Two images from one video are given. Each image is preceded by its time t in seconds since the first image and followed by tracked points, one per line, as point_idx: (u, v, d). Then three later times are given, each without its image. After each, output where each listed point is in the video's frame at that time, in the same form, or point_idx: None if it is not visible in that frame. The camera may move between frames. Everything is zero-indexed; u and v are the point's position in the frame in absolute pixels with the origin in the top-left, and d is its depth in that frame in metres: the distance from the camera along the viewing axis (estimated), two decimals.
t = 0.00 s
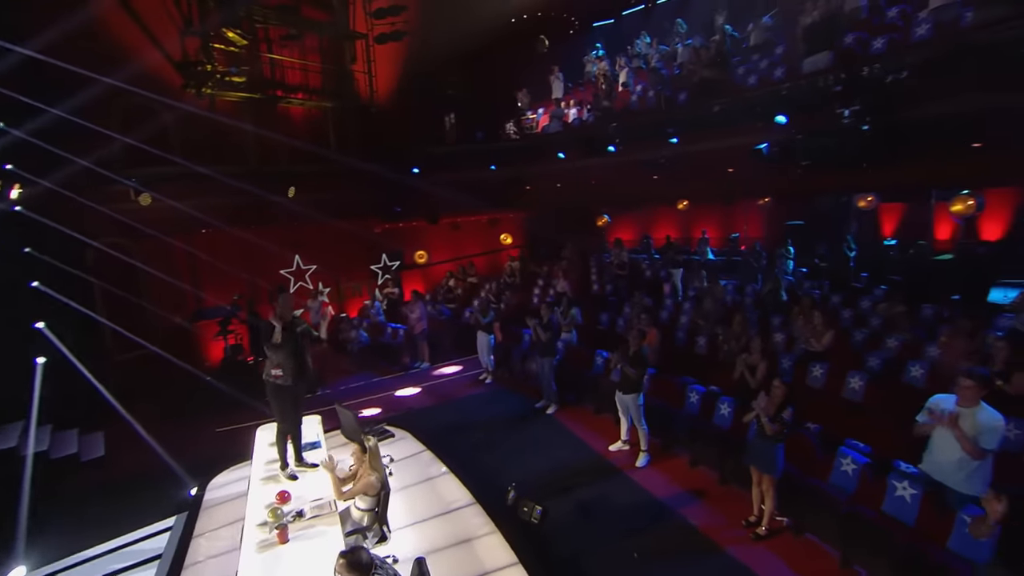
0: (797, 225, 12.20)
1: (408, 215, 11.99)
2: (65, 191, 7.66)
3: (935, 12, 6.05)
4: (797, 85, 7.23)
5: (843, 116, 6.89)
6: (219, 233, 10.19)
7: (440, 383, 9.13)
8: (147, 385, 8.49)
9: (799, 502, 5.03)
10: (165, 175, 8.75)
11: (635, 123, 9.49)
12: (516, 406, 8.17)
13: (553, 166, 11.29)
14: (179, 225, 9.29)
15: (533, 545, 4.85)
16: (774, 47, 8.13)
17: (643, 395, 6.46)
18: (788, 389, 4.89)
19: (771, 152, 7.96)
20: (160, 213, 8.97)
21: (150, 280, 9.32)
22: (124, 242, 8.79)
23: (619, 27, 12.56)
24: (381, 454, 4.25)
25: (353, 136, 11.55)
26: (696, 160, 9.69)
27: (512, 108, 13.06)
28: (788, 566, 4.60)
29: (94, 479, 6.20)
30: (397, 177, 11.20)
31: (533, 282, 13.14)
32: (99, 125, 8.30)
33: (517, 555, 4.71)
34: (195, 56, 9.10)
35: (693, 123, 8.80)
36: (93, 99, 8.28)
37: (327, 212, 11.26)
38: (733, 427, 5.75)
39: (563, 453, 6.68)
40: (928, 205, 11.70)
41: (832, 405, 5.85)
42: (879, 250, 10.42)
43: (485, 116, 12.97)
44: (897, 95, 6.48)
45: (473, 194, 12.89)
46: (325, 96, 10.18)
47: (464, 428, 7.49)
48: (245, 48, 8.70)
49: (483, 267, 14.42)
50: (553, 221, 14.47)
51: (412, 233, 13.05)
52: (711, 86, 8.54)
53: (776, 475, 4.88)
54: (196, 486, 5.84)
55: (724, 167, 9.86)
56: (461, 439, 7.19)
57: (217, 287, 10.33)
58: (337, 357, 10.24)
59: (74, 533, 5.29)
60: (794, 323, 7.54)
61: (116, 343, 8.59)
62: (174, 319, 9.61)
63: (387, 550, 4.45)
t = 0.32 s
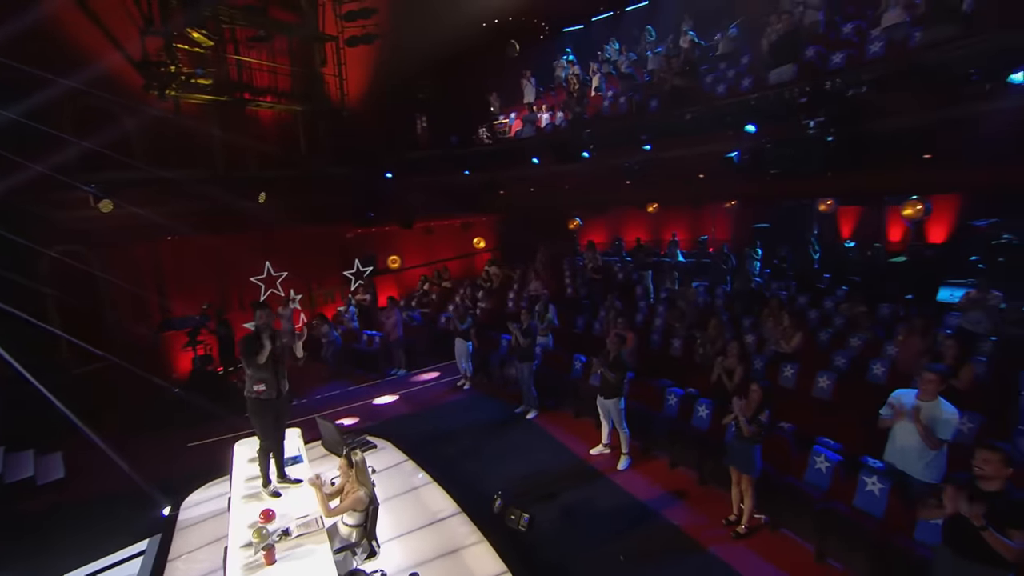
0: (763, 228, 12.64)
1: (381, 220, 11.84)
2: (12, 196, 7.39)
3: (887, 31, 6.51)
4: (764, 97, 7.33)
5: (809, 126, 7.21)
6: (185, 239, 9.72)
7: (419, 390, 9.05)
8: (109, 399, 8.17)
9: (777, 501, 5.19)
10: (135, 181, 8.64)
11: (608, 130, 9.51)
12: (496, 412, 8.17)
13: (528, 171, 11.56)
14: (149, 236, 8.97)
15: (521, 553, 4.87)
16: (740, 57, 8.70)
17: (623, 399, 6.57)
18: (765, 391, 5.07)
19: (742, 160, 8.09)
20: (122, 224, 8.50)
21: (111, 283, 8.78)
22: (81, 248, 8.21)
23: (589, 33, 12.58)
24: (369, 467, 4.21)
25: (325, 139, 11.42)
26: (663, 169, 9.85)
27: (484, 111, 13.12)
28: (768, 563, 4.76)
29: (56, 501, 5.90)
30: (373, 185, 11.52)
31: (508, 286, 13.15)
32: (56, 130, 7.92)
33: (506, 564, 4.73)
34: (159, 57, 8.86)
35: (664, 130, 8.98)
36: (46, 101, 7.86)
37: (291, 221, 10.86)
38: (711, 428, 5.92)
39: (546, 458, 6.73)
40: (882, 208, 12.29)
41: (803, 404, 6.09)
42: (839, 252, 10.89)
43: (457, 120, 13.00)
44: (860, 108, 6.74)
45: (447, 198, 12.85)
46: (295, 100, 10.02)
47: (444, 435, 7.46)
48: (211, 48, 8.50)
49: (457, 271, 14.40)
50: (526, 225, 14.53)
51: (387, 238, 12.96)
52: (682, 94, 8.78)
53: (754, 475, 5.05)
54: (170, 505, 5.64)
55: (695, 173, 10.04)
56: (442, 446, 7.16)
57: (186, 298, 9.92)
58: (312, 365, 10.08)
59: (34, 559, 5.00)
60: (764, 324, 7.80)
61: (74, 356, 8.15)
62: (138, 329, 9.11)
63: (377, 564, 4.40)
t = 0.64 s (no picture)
0: (736, 228, 12.99)
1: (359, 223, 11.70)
2: None
3: (853, 43, 6.80)
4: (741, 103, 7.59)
5: (785, 133, 7.46)
6: (156, 244, 9.41)
7: (401, 394, 9.03)
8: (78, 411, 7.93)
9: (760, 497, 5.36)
10: (105, 184, 8.16)
11: (588, 131, 9.72)
12: (480, 415, 8.17)
13: (508, 173, 11.69)
14: (118, 242, 8.59)
15: (514, 557, 4.92)
16: (715, 63, 8.93)
17: (609, 401, 6.66)
18: (748, 392, 5.21)
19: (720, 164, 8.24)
20: (88, 230, 8.08)
21: (73, 287, 8.40)
22: (45, 254, 7.92)
23: (565, 35, 12.77)
24: (362, 477, 4.20)
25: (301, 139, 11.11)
26: (643, 173, 9.84)
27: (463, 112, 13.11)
28: (754, 558, 4.92)
29: (27, 521, 5.67)
30: (352, 186, 11.63)
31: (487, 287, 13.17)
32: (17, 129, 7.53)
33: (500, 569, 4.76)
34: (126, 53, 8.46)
35: (643, 134, 9.15)
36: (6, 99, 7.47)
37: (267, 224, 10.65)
38: (695, 428, 6.07)
39: (533, 460, 6.78)
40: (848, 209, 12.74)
41: (781, 402, 6.30)
42: (809, 252, 11.28)
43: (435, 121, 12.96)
44: (833, 118, 7.13)
45: (426, 199, 12.78)
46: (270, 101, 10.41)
47: (429, 440, 7.45)
48: (182, 47, 8.25)
49: (435, 273, 14.41)
50: (505, 226, 14.58)
51: (364, 240, 12.93)
52: (663, 98, 8.91)
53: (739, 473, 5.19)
54: (150, 521, 5.48)
55: (673, 176, 9.80)
56: (428, 451, 7.14)
57: (157, 305, 9.60)
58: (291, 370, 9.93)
59: None
60: (741, 324, 8.03)
61: (36, 367, 7.83)
62: (108, 335, 8.80)
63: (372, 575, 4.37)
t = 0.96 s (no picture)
0: (714, 229, 13.28)
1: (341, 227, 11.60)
2: None
3: (827, 51, 7.13)
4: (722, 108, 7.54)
5: (765, 139, 7.52)
6: (129, 248, 9.14)
7: (387, 398, 8.95)
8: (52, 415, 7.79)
9: (747, 495, 5.50)
10: (74, 187, 7.81)
11: (573, 136, 9.59)
12: (467, 418, 8.17)
13: (492, 176, 11.62)
14: (88, 246, 8.20)
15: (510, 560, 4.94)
16: (693, 68, 9.14)
17: (597, 402, 6.73)
18: (734, 392, 5.36)
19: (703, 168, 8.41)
20: (55, 234, 7.74)
21: (39, 291, 8.01)
22: (12, 259, 7.59)
23: (543, 37, 12.86)
24: (358, 486, 4.18)
25: (281, 139, 11.06)
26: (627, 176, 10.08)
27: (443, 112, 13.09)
28: (742, 554, 5.05)
29: None
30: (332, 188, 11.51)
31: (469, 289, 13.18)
32: None
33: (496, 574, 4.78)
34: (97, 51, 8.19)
35: (626, 137, 9.28)
36: None
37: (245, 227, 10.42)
38: (682, 428, 6.20)
39: (523, 463, 6.82)
40: (820, 210, 13.15)
41: (763, 400, 6.48)
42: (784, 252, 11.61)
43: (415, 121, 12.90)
44: (808, 124, 7.37)
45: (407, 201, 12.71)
46: (246, 102, 10.19)
47: (417, 444, 7.42)
48: (154, 44, 8.05)
49: (416, 275, 14.34)
50: (486, 227, 14.59)
51: (345, 243, 12.84)
52: (645, 102, 9.05)
53: (726, 471, 5.32)
54: (132, 539, 5.28)
55: (655, 180, 10.02)
56: (416, 455, 7.12)
57: (128, 313, 9.23)
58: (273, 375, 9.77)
59: None
60: (722, 323, 8.24)
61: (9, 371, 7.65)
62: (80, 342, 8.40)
63: None
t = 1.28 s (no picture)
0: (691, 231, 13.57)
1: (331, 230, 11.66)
2: None
3: (801, 61, 7.29)
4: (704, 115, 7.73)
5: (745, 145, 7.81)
6: (99, 255, 8.80)
7: (373, 404, 8.87)
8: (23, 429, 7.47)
9: (735, 492, 5.64)
10: (39, 190, 7.35)
11: (557, 140, 9.66)
12: (454, 422, 8.16)
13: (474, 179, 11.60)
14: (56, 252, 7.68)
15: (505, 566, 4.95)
16: (671, 74, 9.33)
17: (586, 405, 6.80)
18: (719, 394, 5.49)
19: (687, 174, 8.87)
20: (20, 241, 7.08)
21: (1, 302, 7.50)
22: None
23: (521, 40, 12.88)
24: (356, 496, 4.14)
25: (259, 141, 11.03)
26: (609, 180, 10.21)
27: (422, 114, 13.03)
28: (732, 550, 5.18)
29: None
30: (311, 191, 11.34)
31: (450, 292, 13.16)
32: None
33: None
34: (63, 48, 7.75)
35: (608, 142, 9.41)
36: None
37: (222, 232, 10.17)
38: (670, 428, 6.33)
39: (512, 466, 6.85)
40: (792, 212, 13.57)
41: (746, 399, 6.66)
42: (760, 253, 11.94)
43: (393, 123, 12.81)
44: (785, 132, 7.68)
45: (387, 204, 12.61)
46: (223, 104, 10.36)
47: (406, 451, 7.37)
48: (124, 43, 7.79)
49: (396, 278, 14.24)
50: (467, 230, 14.59)
51: (324, 246, 12.69)
52: (625, 107, 9.20)
53: (714, 471, 5.44)
54: (114, 559, 5.08)
55: (636, 184, 10.18)
56: (405, 462, 7.07)
57: (99, 321, 8.87)
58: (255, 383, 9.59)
59: None
60: (704, 324, 8.43)
61: None
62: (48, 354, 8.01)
63: None
